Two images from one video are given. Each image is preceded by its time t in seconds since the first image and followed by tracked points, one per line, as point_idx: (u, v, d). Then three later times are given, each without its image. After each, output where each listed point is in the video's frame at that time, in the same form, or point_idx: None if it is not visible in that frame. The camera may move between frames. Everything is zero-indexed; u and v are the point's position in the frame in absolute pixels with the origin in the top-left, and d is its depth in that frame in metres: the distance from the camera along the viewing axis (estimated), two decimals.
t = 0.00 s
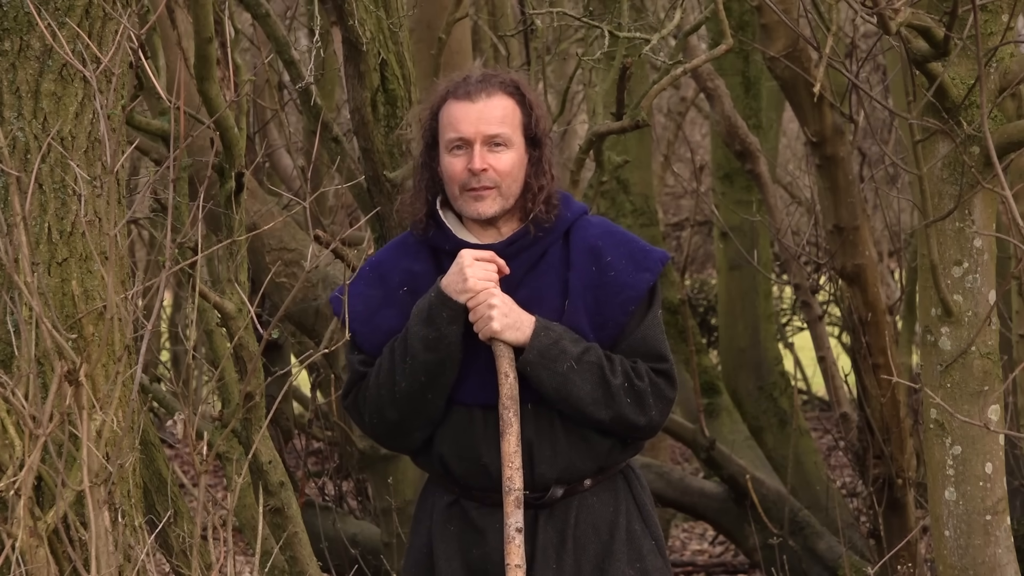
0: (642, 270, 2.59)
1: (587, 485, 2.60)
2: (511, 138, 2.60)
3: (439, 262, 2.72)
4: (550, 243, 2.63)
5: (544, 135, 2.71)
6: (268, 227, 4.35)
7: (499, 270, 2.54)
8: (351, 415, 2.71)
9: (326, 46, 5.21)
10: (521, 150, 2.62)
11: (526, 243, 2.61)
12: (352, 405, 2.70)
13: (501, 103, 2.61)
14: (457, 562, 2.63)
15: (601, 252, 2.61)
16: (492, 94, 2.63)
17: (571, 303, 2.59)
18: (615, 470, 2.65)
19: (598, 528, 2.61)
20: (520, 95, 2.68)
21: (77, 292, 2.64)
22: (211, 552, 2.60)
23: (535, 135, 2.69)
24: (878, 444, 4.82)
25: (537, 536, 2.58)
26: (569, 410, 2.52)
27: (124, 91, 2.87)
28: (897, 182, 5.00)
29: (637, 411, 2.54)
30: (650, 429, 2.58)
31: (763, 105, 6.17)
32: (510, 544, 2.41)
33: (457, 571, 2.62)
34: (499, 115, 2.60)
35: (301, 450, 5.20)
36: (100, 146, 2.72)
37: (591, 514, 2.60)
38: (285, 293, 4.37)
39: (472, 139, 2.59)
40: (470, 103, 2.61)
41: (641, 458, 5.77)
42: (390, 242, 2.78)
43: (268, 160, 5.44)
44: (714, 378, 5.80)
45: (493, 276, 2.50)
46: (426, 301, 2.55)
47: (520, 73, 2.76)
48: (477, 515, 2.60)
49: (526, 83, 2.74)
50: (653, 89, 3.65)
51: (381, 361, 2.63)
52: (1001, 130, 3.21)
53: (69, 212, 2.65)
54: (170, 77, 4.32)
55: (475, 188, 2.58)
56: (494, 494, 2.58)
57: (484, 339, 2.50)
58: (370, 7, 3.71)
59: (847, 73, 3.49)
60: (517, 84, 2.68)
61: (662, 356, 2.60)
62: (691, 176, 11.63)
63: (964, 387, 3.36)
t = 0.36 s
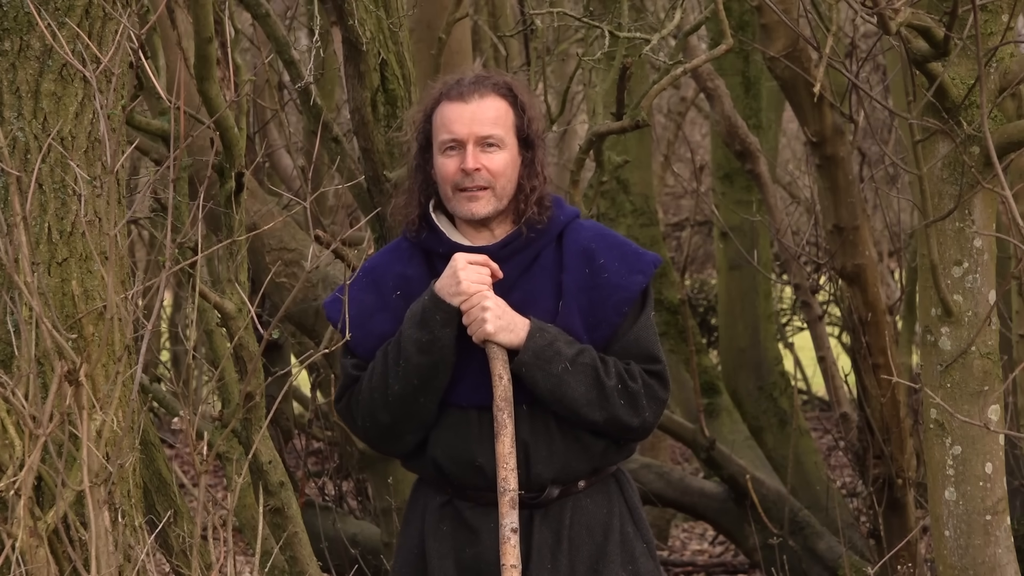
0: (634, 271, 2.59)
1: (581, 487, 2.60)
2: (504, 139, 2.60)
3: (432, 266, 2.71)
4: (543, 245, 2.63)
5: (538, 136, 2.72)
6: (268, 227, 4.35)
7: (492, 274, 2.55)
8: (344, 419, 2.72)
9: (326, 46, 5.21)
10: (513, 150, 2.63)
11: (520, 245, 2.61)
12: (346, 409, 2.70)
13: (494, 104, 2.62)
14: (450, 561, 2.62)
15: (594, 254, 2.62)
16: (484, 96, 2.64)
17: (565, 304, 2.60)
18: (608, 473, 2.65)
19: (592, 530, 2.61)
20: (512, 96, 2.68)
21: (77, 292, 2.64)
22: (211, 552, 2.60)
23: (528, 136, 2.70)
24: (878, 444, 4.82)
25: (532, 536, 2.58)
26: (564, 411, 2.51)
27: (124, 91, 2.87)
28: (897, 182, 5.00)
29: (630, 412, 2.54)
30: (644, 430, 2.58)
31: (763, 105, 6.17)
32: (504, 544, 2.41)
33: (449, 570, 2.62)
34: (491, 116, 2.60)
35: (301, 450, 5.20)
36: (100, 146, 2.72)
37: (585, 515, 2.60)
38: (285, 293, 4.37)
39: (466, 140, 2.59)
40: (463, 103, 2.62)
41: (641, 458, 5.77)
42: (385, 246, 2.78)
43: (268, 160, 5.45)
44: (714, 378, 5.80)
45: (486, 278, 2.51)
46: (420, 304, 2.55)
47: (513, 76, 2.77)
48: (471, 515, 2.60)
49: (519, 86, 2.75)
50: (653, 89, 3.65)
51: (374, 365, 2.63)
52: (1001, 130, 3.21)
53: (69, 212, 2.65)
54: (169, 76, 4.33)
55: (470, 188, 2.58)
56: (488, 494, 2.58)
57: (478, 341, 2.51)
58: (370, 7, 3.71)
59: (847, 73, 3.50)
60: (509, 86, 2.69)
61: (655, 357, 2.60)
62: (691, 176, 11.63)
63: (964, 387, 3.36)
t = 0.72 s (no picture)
0: (634, 273, 2.59)
1: (576, 486, 2.59)
2: (499, 149, 2.53)
3: (432, 263, 2.70)
4: (544, 245, 2.62)
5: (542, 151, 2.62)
6: (268, 227, 4.35)
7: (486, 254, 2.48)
8: (322, 395, 2.69)
9: (326, 46, 5.20)
10: (510, 163, 2.55)
11: (520, 245, 2.60)
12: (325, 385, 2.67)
13: (495, 114, 2.56)
14: (447, 562, 2.59)
15: (594, 255, 2.61)
16: (488, 104, 2.57)
17: (568, 303, 2.59)
18: (603, 474, 2.65)
19: (589, 529, 2.60)
20: (519, 108, 2.60)
21: (77, 292, 2.64)
22: (211, 552, 2.60)
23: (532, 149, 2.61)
24: (878, 444, 4.82)
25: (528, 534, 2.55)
26: (579, 406, 2.50)
27: (124, 91, 2.87)
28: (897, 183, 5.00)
29: (645, 406, 2.54)
30: (656, 426, 2.58)
31: (763, 105, 6.17)
32: (519, 544, 2.39)
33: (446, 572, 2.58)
34: (490, 125, 2.54)
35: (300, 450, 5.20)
36: (100, 146, 2.72)
37: (582, 515, 2.60)
38: (285, 293, 4.37)
39: (461, 145, 2.54)
40: (465, 108, 2.57)
41: (640, 458, 5.77)
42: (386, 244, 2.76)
43: (268, 160, 5.45)
44: (714, 377, 5.80)
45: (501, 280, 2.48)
46: (417, 293, 2.50)
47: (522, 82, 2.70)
48: (468, 515, 2.57)
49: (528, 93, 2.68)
50: (653, 89, 3.65)
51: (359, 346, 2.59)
52: (1001, 130, 3.21)
53: (69, 212, 2.65)
54: (170, 76, 4.32)
55: (456, 194, 2.53)
56: (486, 493, 2.55)
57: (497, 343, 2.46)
58: (370, 7, 3.71)
59: (847, 73, 3.50)
60: (519, 97, 2.62)
61: (660, 356, 2.61)
62: (691, 176, 11.63)
63: (964, 387, 3.36)
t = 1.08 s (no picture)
0: (639, 274, 2.58)
1: (578, 486, 2.58)
2: (498, 155, 2.50)
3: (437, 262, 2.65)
4: (550, 246, 2.59)
5: (542, 155, 2.59)
6: (268, 227, 4.35)
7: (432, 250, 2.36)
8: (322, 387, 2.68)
9: (326, 45, 5.20)
10: (510, 168, 2.51)
11: (525, 244, 2.56)
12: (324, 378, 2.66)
13: (496, 118, 2.52)
14: (448, 562, 2.58)
15: (599, 257, 2.60)
16: (490, 109, 2.54)
17: (575, 303, 2.56)
18: (604, 474, 2.63)
19: (590, 528, 2.60)
20: (521, 113, 2.57)
21: (77, 292, 2.64)
22: (211, 552, 2.60)
23: (533, 154, 2.58)
24: (878, 444, 4.82)
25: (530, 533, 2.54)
26: (601, 405, 2.48)
27: (124, 91, 2.87)
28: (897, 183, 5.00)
29: (664, 406, 2.52)
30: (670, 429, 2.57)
31: (763, 105, 6.17)
32: (543, 544, 2.28)
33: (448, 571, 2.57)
34: (491, 129, 2.51)
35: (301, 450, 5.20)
36: (100, 146, 2.72)
37: (583, 514, 2.59)
38: (285, 294, 4.37)
39: (460, 150, 2.50)
40: (467, 113, 2.53)
41: (641, 458, 5.76)
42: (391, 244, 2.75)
43: (268, 160, 5.45)
44: (714, 377, 5.80)
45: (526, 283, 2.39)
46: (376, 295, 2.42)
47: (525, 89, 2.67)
48: (469, 514, 2.56)
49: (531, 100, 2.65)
50: (653, 89, 3.65)
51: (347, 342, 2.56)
52: (1001, 130, 3.21)
53: (69, 212, 2.65)
54: (169, 76, 4.32)
55: (456, 198, 2.48)
56: (487, 493, 2.54)
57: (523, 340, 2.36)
58: (370, 7, 3.71)
59: (847, 73, 3.50)
60: (521, 102, 2.58)
61: (674, 359, 2.61)
62: (691, 176, 11.64)
63: (964, 387, 3.36)
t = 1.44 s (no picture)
0: (653, 273, 2.54)
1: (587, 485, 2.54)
2: (518, 146, 2.49)
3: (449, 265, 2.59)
4: (561, 245, 2.55)
5: (557, 148, 2.57)
6: (268, 227, 4.35)
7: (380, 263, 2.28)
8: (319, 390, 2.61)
9: (326, 45, 5.20)
10: (529, 160, 2.51)
11: (535, 243, 2.53)
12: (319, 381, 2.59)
13: (514, 111, 2.52)
14: (457, 562, 2.57)
15: (612, 257, 2.56)
16: (507, 101, 2.54)
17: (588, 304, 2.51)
18: (614, 472, 2.59)
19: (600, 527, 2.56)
20: (536, 106, 2.57)
21: (77, 292, 2.64)
22: (212, 552, 2.60)
23: (548, 147, 2.56)
24: (878, 444, 4.82)
25: (537, 534, 2.53)
26: (633, 407, 2.43)
27: (124, 91, 2.87)
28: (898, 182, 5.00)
29: (689, 409, 2.50)
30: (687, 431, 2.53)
31: (763, 105, 6.17)
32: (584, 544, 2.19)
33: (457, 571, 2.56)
34: (509, 121, 2.51)
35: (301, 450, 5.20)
36: (100, 146, 2.72)
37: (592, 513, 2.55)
38: (286, 293, 4.37)
39: (480, 142, 2.49)
40: (484, 105, 2.53)
41: (641, 458, 5.76)
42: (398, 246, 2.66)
43: (268, 160, 5.45)
44: (714, 377, 5.80)
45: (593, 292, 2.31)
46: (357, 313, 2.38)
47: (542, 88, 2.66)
48: (478, 515, 2.54)
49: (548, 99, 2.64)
50: (653, 89, 3.65)
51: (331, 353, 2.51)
52: (1001, 130, 3.21)
53: (69, 212, 2.65)
54: (169, 76, 4.32)
55: (476, 190, 2.47)
56: (495, 493, 2.53)
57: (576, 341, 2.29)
58: (370, 7, 3.71)
59: (847, 73, 3.50)
60: (536, 96, 2.58)
61: (693, 361, 2.55)
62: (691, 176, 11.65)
63: (964, 387, 3.36)
